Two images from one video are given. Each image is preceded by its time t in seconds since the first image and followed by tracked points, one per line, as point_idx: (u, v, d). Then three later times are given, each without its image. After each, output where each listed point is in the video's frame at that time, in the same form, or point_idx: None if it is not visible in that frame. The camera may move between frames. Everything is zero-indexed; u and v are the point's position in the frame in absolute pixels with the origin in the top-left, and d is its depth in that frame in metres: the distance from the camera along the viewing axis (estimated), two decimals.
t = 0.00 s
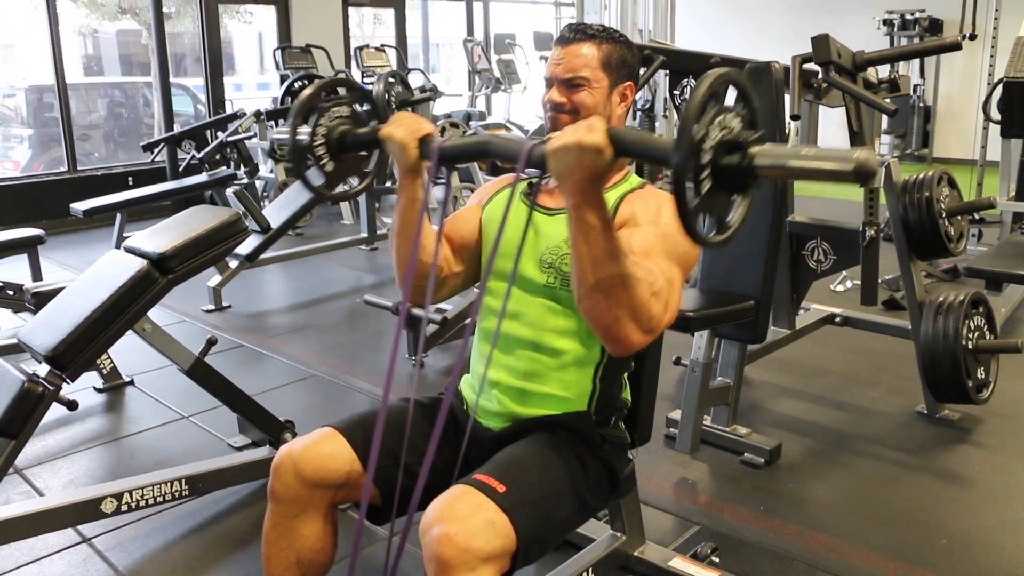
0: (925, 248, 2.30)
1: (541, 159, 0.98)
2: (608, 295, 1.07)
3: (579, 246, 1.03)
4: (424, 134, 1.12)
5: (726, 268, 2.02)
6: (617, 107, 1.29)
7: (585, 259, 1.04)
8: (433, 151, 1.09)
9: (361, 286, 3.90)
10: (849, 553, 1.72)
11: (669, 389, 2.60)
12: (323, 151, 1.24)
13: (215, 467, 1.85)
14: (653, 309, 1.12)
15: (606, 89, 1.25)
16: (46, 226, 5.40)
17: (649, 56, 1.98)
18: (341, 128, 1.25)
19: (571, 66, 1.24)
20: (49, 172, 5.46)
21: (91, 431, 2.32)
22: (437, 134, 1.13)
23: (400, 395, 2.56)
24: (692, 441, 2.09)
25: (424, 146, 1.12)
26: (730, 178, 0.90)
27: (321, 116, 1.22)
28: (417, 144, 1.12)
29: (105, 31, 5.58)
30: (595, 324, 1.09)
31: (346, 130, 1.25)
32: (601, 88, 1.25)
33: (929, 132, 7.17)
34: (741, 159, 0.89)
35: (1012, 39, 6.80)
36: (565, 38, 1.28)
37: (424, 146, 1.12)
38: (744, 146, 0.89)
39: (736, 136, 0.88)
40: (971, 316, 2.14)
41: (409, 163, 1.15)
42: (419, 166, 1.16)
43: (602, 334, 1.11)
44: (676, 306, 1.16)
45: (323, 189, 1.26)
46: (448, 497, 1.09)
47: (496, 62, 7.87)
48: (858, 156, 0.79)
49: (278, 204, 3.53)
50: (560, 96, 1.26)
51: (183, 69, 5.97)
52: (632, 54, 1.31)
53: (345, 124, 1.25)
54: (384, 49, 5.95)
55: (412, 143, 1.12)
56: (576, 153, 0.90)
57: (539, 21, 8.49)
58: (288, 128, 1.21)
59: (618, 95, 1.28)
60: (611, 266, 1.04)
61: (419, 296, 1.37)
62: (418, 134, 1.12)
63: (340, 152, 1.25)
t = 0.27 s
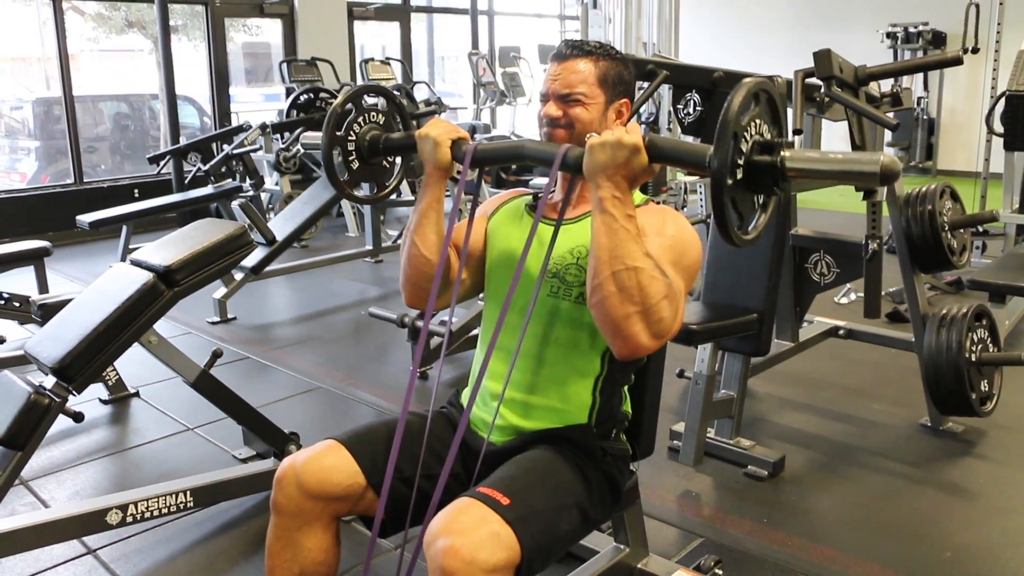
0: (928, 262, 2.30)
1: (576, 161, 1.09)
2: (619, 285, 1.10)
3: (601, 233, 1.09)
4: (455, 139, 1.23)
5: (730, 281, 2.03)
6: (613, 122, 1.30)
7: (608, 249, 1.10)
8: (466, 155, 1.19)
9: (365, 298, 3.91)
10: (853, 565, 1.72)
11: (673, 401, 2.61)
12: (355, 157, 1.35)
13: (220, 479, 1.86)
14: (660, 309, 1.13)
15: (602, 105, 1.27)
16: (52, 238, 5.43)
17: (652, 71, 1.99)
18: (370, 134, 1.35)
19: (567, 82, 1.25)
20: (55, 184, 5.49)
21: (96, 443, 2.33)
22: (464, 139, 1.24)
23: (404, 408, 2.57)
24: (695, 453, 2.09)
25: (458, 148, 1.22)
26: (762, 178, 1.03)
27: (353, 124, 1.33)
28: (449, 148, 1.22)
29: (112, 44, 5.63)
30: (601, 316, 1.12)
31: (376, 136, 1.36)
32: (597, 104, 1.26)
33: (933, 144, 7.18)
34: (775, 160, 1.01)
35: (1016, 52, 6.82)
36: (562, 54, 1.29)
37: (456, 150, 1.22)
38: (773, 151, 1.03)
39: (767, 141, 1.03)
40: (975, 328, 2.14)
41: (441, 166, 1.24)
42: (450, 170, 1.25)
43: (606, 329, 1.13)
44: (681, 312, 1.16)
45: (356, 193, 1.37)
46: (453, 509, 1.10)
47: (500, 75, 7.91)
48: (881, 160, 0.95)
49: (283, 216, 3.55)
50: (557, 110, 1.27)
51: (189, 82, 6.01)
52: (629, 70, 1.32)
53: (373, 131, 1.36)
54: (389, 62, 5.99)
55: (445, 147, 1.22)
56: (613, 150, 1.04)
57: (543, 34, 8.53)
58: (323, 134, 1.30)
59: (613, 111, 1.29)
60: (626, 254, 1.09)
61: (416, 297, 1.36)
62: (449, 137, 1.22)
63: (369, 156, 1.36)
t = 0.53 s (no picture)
0: (931, 263, 2.31)
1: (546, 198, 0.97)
2: (614, 331, 1.09)
3: (588, 283, 1.04)
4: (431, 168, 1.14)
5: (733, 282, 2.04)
6: (616, 126, 1.31)
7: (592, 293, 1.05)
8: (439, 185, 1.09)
9: (369, 299, 3.92)
10: (854, 565, 1.73)
11: (676, 402, 2.61)
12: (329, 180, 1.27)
13: (225, 478, 1.87)
14: (659, 340, 1.14)
15: (606, 109, 1.27)
16: (57, 239, 5.45)
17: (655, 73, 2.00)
18: (347, 157, 1.28)
19: (571, 85, 1.26)
20: (60, 185, 5.52)
21: (102, 443, 2.35)
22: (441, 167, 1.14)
23: (408, 408, 2.58)
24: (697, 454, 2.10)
25: (431, 179, 1.13)
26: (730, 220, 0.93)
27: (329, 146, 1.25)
28: (424, 178, 1.14)
29: (117, 45, 5.65)
30: (604, 357, 1.11)
31: (353, 159, 1.28)
32: (601, 107, 1.27)
33: (937, 146, 7.18)
34: (743, 205, 0.92)
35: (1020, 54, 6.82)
36: (565, 58, 1.30)
37: (430, 179, 1.14)
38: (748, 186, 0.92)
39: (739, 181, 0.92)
40: (977, 330, 2.14)
41: (417, 196, 1.17)
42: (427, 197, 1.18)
43: (610, 366, 1.14)
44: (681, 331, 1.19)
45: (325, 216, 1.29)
46: (455, 508, 1.11)
47: (504, 76, 7.93)
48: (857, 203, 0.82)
49: (287, 218, 3.56)
50: (560, 115, 1.28)
51: (193, 83, 6.03)
52: (631, 73, 1.33)
53: (351, 153, 1.28)
54: (393, 63, 6.00)
55: (419, 176, 1.14)
56: (581, 196, 0.90)
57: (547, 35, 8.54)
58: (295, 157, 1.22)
59: (617, 114, 1.30)
60: (614, 301, 1.06)
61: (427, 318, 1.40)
62: (426, 167, 1.13)
63: (345, 180, 1.29)
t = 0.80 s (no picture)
0: (931, 262, 2.31)
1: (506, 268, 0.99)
2: (608, 373, 1.13)
3: (572, 342, 1.09)
4: (390, 236, 1.15)
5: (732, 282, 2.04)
6: (623, 126, 1.31)
7: (576, 348, 1.10)
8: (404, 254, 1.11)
9: (370, 297, 3.93)
10: (853, 563, 1.73)
11: (676, 400, 2.62)
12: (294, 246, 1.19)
13: (227, 476, 1.88)
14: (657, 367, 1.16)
15: (613, 109, 1.28)
16: (58, 237, 5.45)
17: (657, 72, 1.99)
18: (313, 219, 1.19)
19: (579, 84, 1.27)
20: (61, 183, 5.52)
21: (104, 440, 2.35)
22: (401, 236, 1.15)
23: (408, 406, 2.58)
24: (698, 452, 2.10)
25: (395, 248, 1.15)
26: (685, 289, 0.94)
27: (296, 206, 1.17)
28: (384, 247, 1.15)
29: (117, 43, 5.64)
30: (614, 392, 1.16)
31: (318, 222, 1.20)
32: (608, 107, 1.27)
33: (937, 145, 7.18)
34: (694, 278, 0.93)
35: (1021, 52, 6.82)
36: (574, 57, 1.31)
37: (392, 247, 1.15)
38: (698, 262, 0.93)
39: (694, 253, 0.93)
40: (976, 329, 2.15)
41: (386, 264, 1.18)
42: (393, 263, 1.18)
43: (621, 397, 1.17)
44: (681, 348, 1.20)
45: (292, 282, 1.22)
46: (457, 506, 1.11)
47: (504, 74, 7.93)
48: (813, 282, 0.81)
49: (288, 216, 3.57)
50: (568, 114, 1.28)
51: (194, 80, 6.04)
52: (640, 74, 1.33)
53: (317, 215, 1.20)
54: (394, 61, 6.00)
55: (380, 247, 1.15)
56: (536, 280, 0.92)
57: (547, 33, 8.55)
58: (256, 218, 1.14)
59: (624, 114, 1.30)
60: (601, 353, 1.10)
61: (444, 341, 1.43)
62: (383, 240, 1.14)
63: (311, 245, 1.20)
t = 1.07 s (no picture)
0: (929, 260, 2.32)
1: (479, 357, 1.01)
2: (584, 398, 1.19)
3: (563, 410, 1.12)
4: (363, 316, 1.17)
5: (731, 281, 2.05)
6: (623, 126, 1.31)
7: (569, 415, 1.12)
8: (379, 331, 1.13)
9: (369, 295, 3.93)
10: (853, 561, 1.74)
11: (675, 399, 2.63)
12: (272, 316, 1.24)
13: (228, 474, 1.88)
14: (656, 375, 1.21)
15: (613, 107, 1.28)
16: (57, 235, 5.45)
17: (657, 71, 1.99)
18: (291, 292, 1.24)
19: (580, 82, 1.28)
20: (59, 182, 5.52)
21: (103, 439, 2.35)
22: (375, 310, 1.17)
23: (408, 405, 2.59)
24: (697, 449, 2.11)
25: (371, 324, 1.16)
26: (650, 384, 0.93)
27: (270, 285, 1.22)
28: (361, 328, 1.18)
29: (116, 41, 5.64)
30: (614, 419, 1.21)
31: (296, 295, 1.25)
32: (609, 105, 1.28)
33: (935, 143, 7.19)
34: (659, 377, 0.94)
35: (1019, 51, 6.83)
36: (575, 56, 1.31)
37: (368, 325, 1.17)
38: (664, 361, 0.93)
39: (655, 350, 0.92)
40: (975, 327, 2.15)
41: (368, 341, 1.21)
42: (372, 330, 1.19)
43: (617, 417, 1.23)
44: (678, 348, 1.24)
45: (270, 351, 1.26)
46: (458, 504, 1.12)
47: (503, 72, 7.93)
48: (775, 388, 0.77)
49: (287, 215, 3.57)
50: (568, 112, 1.28)
51: (193, 79, 6.03)
52: (641, 73, 1.34)
53: (295, 288, 1.25)
54: (393, 60, 6.00)
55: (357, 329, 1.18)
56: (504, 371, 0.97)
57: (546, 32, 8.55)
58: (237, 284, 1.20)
59: (624, 113, 1.30)
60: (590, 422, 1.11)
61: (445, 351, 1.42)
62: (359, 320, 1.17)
63: (288, 317, 1.25)
